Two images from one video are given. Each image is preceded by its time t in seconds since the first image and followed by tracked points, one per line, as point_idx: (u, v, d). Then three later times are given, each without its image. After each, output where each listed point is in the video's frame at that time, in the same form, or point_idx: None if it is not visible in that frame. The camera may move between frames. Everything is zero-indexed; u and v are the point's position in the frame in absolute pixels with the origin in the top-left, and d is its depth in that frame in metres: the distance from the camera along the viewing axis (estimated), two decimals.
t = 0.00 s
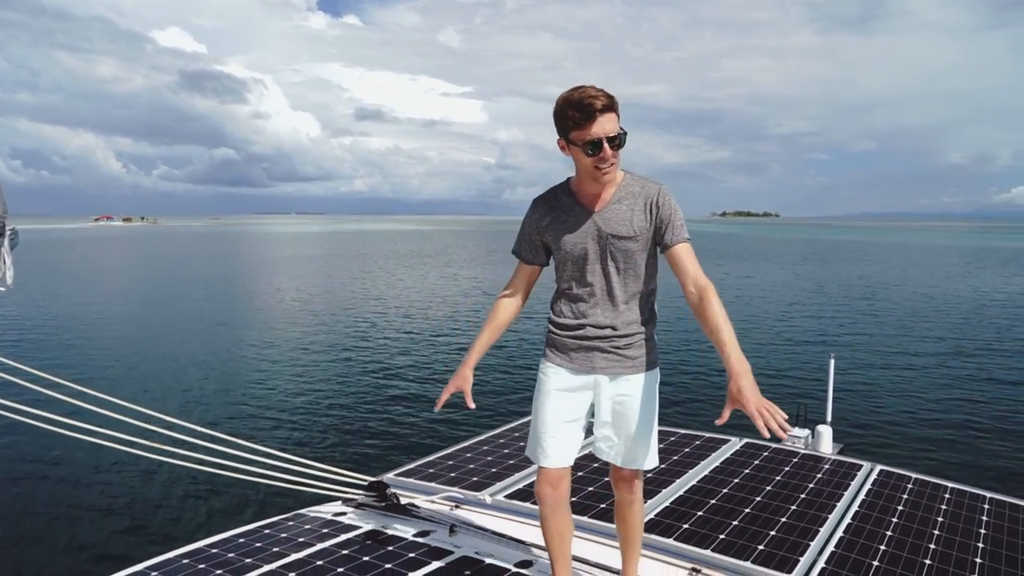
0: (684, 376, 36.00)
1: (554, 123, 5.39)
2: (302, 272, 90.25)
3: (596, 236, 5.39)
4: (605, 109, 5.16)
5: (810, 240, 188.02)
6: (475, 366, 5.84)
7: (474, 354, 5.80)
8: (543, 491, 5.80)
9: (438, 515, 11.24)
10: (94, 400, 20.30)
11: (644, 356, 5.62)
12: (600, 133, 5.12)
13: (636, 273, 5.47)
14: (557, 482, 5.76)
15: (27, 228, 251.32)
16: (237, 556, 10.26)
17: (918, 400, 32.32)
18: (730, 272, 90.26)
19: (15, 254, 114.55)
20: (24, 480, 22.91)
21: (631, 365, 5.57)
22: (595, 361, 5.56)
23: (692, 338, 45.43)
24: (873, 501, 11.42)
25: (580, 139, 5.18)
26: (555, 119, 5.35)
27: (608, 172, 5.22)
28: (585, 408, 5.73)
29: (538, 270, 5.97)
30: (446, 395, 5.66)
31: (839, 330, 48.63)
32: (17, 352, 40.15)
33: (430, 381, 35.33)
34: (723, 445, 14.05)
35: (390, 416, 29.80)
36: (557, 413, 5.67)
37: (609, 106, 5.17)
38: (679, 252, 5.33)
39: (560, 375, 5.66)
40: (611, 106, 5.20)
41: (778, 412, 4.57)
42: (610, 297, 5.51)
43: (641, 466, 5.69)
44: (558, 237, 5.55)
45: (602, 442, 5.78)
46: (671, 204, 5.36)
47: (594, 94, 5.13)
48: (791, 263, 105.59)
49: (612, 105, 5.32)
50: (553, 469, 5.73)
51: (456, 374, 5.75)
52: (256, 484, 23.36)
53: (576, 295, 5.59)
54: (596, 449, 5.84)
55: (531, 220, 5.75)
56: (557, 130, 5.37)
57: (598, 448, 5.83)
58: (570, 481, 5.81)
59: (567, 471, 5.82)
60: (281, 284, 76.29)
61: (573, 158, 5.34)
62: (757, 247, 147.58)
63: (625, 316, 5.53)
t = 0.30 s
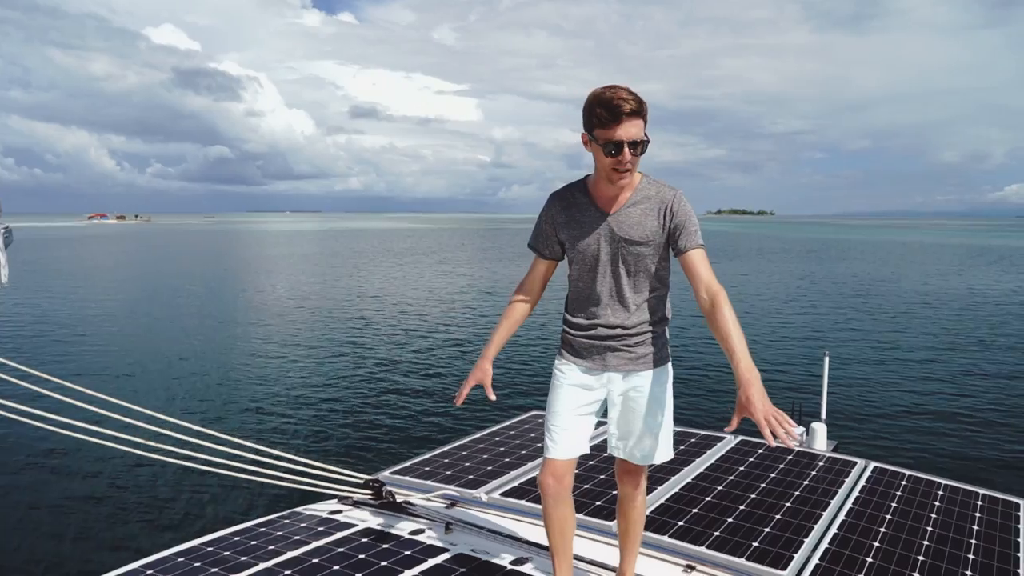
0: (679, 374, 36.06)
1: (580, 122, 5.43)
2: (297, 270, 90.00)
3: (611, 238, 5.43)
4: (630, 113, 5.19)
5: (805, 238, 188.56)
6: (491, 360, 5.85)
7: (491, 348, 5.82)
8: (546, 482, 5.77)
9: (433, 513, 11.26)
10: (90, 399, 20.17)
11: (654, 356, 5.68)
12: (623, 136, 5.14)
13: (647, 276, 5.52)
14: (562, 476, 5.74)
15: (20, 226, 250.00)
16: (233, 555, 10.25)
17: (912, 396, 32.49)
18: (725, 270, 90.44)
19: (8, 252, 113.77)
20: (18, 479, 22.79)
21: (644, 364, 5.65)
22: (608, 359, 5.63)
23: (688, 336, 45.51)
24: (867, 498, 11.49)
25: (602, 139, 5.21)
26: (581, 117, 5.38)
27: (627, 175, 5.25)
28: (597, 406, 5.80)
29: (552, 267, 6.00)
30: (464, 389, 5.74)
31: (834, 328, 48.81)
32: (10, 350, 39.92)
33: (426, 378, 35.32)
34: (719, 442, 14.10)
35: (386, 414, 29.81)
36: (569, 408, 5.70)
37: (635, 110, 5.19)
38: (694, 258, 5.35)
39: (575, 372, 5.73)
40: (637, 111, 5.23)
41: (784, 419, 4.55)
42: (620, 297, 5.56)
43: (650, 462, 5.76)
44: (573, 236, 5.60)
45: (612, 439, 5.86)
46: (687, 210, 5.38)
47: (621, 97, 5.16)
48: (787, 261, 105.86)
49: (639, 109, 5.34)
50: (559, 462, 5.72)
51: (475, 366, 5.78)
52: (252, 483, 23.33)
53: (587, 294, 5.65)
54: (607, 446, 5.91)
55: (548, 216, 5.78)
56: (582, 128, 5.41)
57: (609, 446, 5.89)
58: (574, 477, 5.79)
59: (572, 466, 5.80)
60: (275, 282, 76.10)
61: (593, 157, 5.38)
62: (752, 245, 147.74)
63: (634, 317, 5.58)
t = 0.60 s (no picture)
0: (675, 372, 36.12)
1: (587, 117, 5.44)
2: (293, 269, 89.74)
3: (610, 236, 5.46)
4: (635, 112, 5.20)
5: (801, 237, 188.93)
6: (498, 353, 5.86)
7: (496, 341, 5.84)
8: (542, 476, 5.79)
9: (431, 511, 11.27)
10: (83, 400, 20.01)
11: (650, 354, 5.68)
12: (627, 135, 5.16)
13: (644, 275, 5.53)
14: (558, 471, 5.76)
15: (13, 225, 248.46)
16: (229, 554, 10.23)
17: (908, 394, 32.62)
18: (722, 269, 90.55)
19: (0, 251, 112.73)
20: (14, 479, 22.69)
21: (639, 362, 5.65)
22: (604, 354, 5.64)
23: (684, 335, 45.57)
24: (863, 496, 11.54)
25: (606, 137, 5.22)
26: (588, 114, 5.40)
27: (628, 173, 5.27)
28: (594, 402, 5.81)
29: (553, 263, 6.02)
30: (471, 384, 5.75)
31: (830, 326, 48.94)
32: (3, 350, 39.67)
33: (423, 377, 35.29)
34: (715, 440, 14.13)
35: (383, 413, 29.80)
36: (566, 404, 5.72)
37: (640, 109, 5.20)
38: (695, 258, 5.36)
39: (571, 368, 5.75)
40: (642, 110, 5.24)
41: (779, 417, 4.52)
42: (617, 294, 5.58)
43: (645, 459, 5.78)
44: (575, 233, 5.61)
45: (609, 436, 5.89)
46: (688, 210, 5.38)
47: (628, 95, 5.18)
48: (782, 260, 106.12)
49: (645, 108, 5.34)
50: (556, 455, 5.76)
51: (483, 358, 5.78)
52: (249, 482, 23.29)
53: (586, 291, 5.66)
54: (604, 442, 5.94)
55: (550, 212, 5.80)
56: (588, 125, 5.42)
57: (606, 442, 5.92)
58: (570, 471, 5.80)
59: (569, 461, 5.82)
60: (272, 281, 75.95)
61: (597, 154, 5.39)
62: (747, 244, 147.92)
63: (631, 316, 5.59)
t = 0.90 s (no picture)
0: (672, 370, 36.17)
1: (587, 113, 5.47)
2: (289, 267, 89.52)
3: (610, 233, 5.46)
4: (633, 105, 5.23)
5: (798, 235, 189.03)
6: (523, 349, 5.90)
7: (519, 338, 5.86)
8: (540, 474, 5.80)
9: (429, 509, 11.27)
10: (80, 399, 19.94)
11: (649, 351, 5.68)
12: (625, 127, 5.18)
13: (644, 272, 5.54)
14: (556, 468, 5.77)
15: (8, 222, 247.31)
16: (228, 552, 10.22)
17: (905, 392, 32.70)
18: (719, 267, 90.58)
19: None
20: (10, 477, 22.60)
21: (637, 359, 5.65)
22: (601, 351, 5.65)
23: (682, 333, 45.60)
24: (860, 493, 11.59)
25: (605, 129, 5.25)
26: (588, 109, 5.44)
27: (626, 166, 5.28)
28: (591, 400, 5.82)
29: (556, 260, 6.02)
30: (503, 378, 5.75)
31: (827, 324, 49.03)
32: None
33: (421, 375, 35.31)
34: (713, 438, 14.15)
35: (381, 411, 29.79)
36: (564, 401, 5.73)
37: (639, 103, 5.23)
38: (696, 255, 5.37)
39: (569, 365, 5.76)
40: (641, 104, 5.26)
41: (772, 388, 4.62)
42: (618, 292, 5.58)
43: (642, 457, 5.80)
44: (575, 229, 5.62)
45: (606, 433, 5.91)
46: (688, 207, 5.39)
47: (627, 89, 5.20)
48: (779, 258, 106.25)
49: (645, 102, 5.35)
50: (554, 453, 5.76)
51: (510, 353, 5.79)
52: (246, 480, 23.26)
53: (587, 288, 5.66)
54: (600, 439, 5.96)
55: (552, 208, 5.80)
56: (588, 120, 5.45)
57: (602, 438, 5.95)
58: (568, 468, 5.81)
59: (567, 458, 5.83)
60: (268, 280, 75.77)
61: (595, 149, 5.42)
62: (744, 242, 147.83)
63: (631, 314, 5.60)
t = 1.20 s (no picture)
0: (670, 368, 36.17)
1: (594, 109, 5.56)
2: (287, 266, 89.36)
3: (612, 232, 5.46)
4: (636, 99, 5.29)
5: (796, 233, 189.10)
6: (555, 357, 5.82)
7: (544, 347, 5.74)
8: (538, 478, 5.77)
9: (428, 508, 11.27)
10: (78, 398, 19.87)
11: (652, 353, 5.71)
12: (627, 119, 5.23)
13: (645, 272, 5.53)
14: (555, 471, 5.74)
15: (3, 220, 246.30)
16: (225, 550, 10.18)
17: (901, 389, 32.78)
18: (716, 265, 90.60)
19: None
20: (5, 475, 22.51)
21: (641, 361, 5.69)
22: (606, 354, 5.67)
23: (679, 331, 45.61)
24: (858, 492, 11.62)
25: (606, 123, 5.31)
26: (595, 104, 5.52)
27: (627, 160, 5.29)
28: (593, 403, 5.83)
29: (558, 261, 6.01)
30: (538, 390, 5.68)
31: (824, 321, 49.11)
32: None
33: (419, 373, 35.31)
34: (711, 437, 14.16)
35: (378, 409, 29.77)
36: (566, 405, 5.72)
37: (643, 97, 5.29)
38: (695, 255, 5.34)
39: (572, 368, 5.76)
40: (645, 100, 5.31)
41: (753, 415, 4.63)
42: (620, 292, 5.58)
43: (643, 460, 5.85)
44: (576, 228, 5.63)
45: (607, 436, 5.94)
46: (689, 207, 5.39)
47: (633, 83, 5.28)
48: (776, 256, 106.29)
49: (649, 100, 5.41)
50: (553, 457, 5.73)
51: (539, 362, 5.70)
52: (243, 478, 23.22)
53: (589, 289, 5.66)
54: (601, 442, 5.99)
55: (554, 208, 5.81)
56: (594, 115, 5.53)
57: (603, 441, 5.98)
58: (567, 471, 5.79)
59: (566, 462, 5.82)
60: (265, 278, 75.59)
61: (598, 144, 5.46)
62: (741, 241, 147.77)
63: (633, 315, 5.60)
